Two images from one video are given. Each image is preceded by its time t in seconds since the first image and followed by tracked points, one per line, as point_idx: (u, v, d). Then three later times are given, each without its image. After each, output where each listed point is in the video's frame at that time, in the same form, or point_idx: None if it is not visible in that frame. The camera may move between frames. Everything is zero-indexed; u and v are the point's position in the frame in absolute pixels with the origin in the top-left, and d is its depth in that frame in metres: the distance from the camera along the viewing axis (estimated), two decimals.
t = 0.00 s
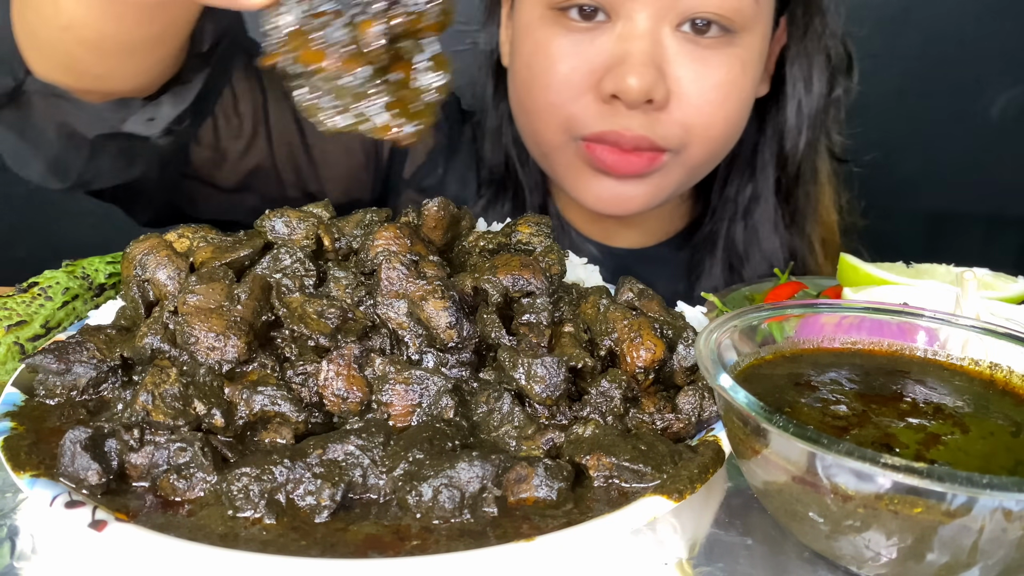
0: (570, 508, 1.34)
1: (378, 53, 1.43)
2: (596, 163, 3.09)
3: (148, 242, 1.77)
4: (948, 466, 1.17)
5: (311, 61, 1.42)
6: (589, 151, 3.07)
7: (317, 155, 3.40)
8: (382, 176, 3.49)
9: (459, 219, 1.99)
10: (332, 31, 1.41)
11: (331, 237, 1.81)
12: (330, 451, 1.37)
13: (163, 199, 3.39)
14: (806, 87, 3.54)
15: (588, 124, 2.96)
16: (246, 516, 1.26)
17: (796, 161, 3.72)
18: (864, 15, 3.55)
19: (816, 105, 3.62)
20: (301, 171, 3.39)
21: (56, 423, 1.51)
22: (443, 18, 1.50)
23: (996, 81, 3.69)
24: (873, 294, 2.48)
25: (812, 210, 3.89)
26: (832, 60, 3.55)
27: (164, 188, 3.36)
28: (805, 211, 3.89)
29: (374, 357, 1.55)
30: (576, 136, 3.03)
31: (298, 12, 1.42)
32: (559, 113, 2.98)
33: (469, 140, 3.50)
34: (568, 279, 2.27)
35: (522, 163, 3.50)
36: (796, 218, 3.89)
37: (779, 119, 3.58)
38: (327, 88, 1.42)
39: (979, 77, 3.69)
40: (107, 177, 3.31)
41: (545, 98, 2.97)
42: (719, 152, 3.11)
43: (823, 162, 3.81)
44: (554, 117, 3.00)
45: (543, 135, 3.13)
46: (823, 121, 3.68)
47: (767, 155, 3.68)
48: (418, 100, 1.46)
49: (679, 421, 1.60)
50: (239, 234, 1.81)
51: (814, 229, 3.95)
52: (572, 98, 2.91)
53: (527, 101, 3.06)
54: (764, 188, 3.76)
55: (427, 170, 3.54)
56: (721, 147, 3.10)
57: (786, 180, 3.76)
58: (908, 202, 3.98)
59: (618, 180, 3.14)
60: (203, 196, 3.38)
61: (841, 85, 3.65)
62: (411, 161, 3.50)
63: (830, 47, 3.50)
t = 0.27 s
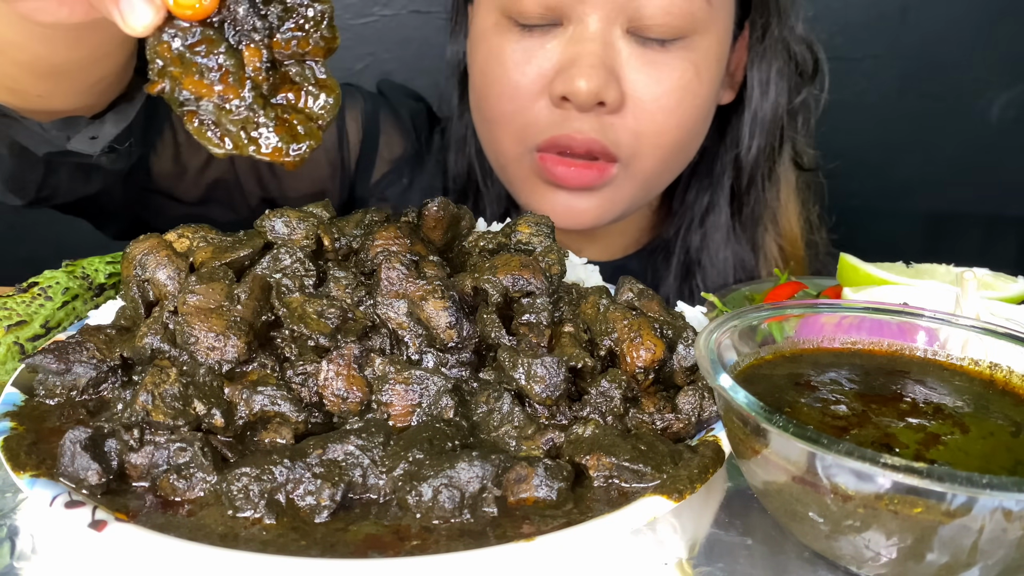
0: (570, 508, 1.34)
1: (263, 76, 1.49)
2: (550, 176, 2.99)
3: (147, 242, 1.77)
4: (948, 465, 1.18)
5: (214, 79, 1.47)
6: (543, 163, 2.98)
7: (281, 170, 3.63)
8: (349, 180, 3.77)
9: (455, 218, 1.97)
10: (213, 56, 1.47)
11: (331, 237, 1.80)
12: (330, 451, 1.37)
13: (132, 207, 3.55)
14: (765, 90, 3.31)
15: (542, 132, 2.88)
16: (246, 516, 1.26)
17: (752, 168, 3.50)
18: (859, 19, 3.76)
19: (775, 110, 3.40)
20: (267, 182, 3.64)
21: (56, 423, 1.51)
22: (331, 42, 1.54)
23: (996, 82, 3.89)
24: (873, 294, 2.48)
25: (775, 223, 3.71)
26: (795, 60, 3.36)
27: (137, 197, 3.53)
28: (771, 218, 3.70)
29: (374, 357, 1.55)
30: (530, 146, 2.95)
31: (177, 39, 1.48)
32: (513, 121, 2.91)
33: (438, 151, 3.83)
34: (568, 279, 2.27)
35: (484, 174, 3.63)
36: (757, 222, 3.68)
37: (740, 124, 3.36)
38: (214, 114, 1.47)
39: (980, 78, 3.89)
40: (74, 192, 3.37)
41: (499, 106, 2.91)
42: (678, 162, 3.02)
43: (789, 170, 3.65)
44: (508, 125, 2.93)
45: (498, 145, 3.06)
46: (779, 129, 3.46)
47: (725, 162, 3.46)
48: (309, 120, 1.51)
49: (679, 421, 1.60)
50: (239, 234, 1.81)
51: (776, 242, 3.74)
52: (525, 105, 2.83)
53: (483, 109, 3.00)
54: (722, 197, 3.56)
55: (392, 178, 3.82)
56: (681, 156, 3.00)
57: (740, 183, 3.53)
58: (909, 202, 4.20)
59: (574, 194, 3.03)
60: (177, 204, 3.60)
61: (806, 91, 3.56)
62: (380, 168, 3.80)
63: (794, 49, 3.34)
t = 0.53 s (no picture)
0: (570, 508, 1.34)
1: (258, 92, 1.46)
2: (533, 181, 2.99)
3: (147, 242, 1.77)
4: (948, 466, 1.17)
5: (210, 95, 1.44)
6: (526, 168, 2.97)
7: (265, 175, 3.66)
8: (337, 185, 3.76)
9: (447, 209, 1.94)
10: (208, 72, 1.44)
11: (331, 237, 1.80)
12: (330, 451, 1.37)
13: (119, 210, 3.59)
14: (752, 99, 3.28)
15: (525, 139, 2.86)
16: (246, 516, 1.26)
17: (738, 176, 3.49)
18: (857, 19, 3.76)
19: (762, 118, 3.38)
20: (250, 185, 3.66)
21: (56, 423, 1.51)
22: (326, 53, 1.53)
23: (996, 82, 3.88)
24: (873, 294, 2.48)
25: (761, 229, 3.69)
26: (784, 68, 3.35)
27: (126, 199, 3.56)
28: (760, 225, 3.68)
29: (374, 357, 1.55)
30: (514, 152, 2.94)
31: (171, 56, 1.45)
32: (496, 128, 2.89)
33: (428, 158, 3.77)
34: (568, 279, 2.27)
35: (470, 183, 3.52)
36: (744, 231, 3.67)
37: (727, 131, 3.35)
38: (211, 133, 1.44)
39: (979, 78, 3.89)
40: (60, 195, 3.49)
41: (481, 113, 2.89)
42: (663, 170, 3.00)
43: (777, 177, 3.64)
44: (491, 132, 2.92)
45: (481, 149, 3.05)
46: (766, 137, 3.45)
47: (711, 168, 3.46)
48: (306, 134, 1.49)
49: (679, 421, 1.60)
50: (239, 234, 1.81)
51: (762, 250, 3.73)
52: (508, 113, 2.81)
53: (465, 115, 2.99)
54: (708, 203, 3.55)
55: (380, 184, 3.78)
56: (666, 165, 2.98)
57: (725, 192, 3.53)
58: (910, 202, 4.20)
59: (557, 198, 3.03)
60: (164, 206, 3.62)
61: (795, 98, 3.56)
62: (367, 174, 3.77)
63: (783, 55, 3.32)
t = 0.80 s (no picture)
0: (570, 508, 1.34)
1: (296, 118, 1.47)
2: (540, 182, 3.00)
3: (147, 242, 1.77)
4: (948, 465, 1.18)
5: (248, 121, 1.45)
6: (534, 170, 2.98)
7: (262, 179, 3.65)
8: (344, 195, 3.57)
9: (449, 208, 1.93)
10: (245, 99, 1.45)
11: (331, 237, 1.80)
12: (330, 451, 1.37)
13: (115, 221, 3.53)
14: (759, 102, 3.30)
15: (531, 144, 2.87)
16: (246, 516, 1.26)
17: (746, 179, 3.49)
18: (859, 19, 3.76)
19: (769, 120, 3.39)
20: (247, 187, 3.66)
21: (56, 423, 1.51)
22: (362, 76, 1.54)
23: (996, 82, 3.87)
24: (873, 294, 2.48)
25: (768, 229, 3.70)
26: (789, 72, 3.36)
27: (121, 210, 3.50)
28: (767, 227, 3.69)
29: (374, 357, 1.55)
30: (520, 156, 2.95)
31: (210, 84, 1.44)
32: (501, 133, 2.90)
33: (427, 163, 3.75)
34: (568, 279, 2.27)
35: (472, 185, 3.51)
36: (752, 232, 3.67)
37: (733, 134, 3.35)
38: (252, 159, 1.44)
39: (980, 79, 3.89)
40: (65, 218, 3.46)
41: (485, 118, 2.89)
42: (670, 172, 3.00)
43: (783, 179, 3.64)
44: (496, 137, 2.93)
45: (487, 153, 3.06)
46: (773, 139, 3.45)
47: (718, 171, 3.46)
48: (343, 156, 1.49)
49: (679, 421, 1.60)
50: (238, 234, 1.81)
51: (769, 252, 3.74)
52: (513, 117, 2.82)
53: (470, 121, 2.99)
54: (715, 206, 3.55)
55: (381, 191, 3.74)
56: (673, 167, 2.99)
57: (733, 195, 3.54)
58: (909, 202, 4.21)
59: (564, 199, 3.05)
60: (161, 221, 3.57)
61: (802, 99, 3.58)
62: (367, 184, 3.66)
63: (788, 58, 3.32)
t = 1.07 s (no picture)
0: (570, 509, 1.34)
1: (365, 137, 1.41)
2: (550, 196, 3.03)
3: (148, 242, 1.77)
4: (948, 466, 1.17)
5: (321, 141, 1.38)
6: (543, 181, 3.00)
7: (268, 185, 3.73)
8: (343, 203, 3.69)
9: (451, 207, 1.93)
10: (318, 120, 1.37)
11: (331, 237, 1.79)
12: (330, 451, 1.37)
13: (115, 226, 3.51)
14: (765, 109, 3.30)
15: (540, 157, 2.89)
16: (246, 516, 1.26)
17: (753, 186, 3.51)
18: (860, 19, 3.76)
19: (776, 127, 3.40)
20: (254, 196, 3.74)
21: (56, 423, 1.51)
22: (426, 96, 1.48)
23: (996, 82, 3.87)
24: (872, 294, 2.48)
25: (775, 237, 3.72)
26: (795, 79, 3.36)
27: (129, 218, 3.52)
28: (773, 234, 3.70)
29: (374, 357, 1.55)
30: (529, 168, 2.97)
31: (286, 107, 1.36)
32: (510, 147, 2.92)
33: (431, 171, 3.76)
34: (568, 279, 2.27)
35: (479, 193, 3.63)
36: (759, 239, 3.69)
37: (739, 140, 3.35)
38: (325, 178, 1.39)
39: (980, 78, 3.89)
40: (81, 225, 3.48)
41: (494, 132, 2.90)
42: (679, 182, 3.01)
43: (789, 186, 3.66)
44: (505, 150, 2.95)
45: (496, 166, 3.08)
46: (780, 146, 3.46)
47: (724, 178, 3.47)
48: (409, 172, 1.44)
49: (679, 421, 1.60)
50: (238, 234, 1.81)
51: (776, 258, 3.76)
52: (521, 131, 2.83)
53: (478, 134, 3.00)
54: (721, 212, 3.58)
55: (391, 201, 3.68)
56: (682, 177, 3.00)
57: (739, 202, 3.56)
58: (909, 202, 4.21)
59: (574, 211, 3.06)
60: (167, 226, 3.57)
61: (808, 105, 3.59)
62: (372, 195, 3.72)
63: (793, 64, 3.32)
